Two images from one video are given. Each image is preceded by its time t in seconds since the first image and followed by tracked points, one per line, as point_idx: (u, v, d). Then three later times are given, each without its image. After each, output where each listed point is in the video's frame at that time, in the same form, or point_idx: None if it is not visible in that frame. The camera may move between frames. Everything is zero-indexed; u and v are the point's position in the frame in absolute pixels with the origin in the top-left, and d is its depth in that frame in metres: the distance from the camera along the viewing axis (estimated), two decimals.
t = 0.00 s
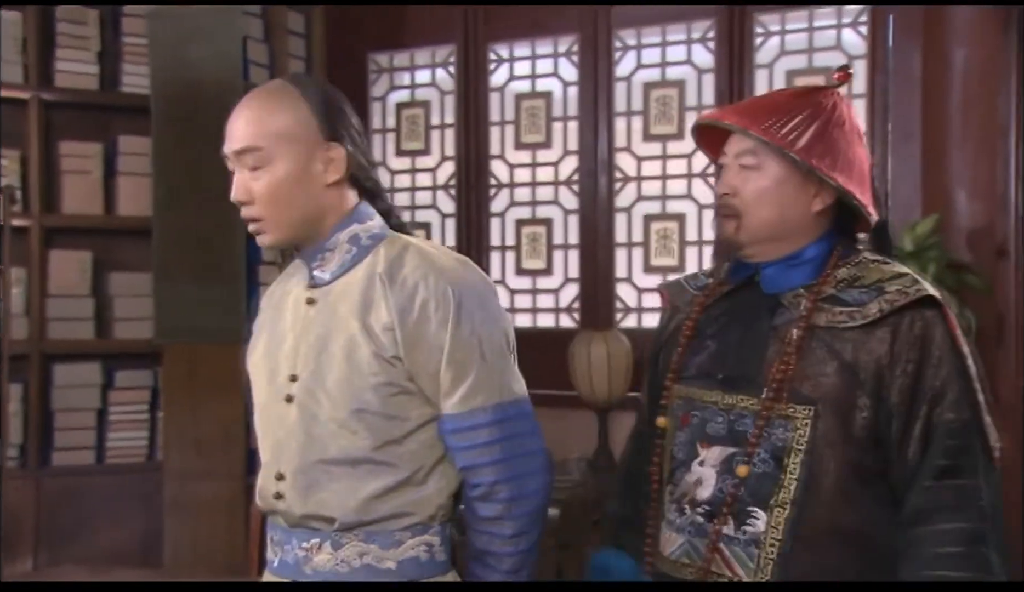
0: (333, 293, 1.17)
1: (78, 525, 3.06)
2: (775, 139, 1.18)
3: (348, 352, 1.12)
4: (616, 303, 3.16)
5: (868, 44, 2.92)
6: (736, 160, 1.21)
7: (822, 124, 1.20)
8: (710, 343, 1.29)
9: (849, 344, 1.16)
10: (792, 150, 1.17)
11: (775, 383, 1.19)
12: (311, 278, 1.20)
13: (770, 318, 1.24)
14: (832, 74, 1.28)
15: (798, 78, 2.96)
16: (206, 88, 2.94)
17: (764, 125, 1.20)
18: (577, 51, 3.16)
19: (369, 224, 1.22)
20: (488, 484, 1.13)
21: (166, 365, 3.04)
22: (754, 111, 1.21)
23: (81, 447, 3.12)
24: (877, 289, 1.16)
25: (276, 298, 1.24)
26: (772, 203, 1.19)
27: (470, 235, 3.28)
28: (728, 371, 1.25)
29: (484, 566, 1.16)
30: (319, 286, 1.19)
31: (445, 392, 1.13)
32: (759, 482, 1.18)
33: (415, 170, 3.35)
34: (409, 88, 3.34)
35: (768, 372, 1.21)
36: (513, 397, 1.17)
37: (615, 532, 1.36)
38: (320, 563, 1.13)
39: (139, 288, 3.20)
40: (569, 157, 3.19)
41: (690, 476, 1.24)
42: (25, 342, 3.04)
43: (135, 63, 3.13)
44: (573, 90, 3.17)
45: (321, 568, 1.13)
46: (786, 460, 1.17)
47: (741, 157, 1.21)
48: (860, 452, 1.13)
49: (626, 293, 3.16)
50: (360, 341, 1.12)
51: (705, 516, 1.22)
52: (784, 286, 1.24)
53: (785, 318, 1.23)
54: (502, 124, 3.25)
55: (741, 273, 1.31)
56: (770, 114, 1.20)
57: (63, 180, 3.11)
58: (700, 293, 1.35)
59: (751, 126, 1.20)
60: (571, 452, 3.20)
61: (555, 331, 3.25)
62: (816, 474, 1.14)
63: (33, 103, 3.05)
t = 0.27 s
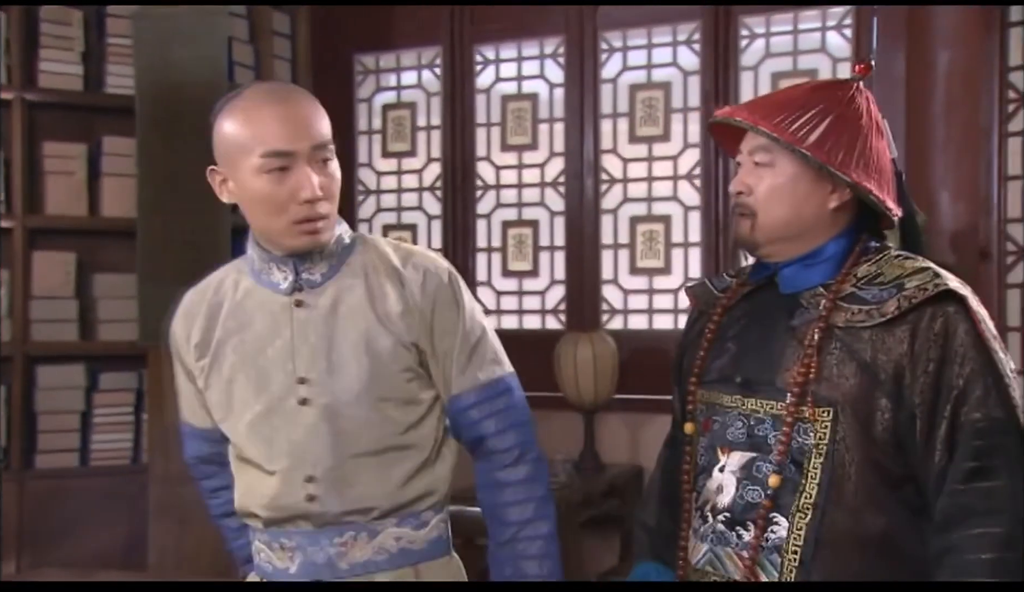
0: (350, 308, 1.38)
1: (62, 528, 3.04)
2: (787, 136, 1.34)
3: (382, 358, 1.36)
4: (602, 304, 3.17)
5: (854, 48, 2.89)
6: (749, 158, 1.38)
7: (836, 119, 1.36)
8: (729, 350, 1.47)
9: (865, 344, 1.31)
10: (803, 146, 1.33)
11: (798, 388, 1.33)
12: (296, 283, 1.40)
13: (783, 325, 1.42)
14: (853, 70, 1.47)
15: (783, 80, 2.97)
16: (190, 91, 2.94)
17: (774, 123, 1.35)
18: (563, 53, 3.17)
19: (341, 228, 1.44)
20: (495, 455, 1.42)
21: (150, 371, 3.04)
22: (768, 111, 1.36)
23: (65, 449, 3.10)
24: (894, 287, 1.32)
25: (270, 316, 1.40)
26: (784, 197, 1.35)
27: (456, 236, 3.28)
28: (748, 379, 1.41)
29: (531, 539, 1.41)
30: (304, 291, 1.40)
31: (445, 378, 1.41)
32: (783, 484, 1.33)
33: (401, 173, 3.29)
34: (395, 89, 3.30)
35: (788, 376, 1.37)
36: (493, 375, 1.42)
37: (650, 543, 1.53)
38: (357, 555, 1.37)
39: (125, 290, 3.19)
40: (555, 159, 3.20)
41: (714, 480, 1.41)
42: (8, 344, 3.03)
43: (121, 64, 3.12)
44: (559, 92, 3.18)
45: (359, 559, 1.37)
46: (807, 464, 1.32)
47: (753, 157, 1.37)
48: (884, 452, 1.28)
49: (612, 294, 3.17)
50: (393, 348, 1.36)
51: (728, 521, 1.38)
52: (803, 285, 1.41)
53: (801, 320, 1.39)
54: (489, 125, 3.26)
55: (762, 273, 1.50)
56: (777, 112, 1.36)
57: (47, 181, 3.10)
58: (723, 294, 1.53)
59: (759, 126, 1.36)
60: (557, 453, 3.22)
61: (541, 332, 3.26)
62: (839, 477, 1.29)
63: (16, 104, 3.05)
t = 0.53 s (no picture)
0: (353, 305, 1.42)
1: (48, 530, 3.02)
2: (771, 136, 1.34)
3: (389, 356, 1.40)
4: (591, 304, 3.18)
5: (841, 49, 2.93)
6: (733, 159, 1.38)
7: (819, 119, 1.36)
8: (714, 352, 1.47)
9: (850, 345, 1.32)
10: (786, 145, 1.33)
11: (784, 389, 1.34)
12: (302, 282, 1.41)
13: (767, 326, 1.43)
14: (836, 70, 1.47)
15: (771, 81, 2.97)
16: (183, 91, 2.94)
17: (758, 124, 1.35)
18: (552, 54, 3.17)
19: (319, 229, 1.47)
20: (474, 450, 1.52)
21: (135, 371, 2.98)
22: (752, 112, 1.37)
23: (51, 451, 3.09)
24: (878, 287, 1.33)
25: (267, 316, 1.38)
26: (769, 198, 1.35)
27: (444, 236, 3.28)
28: (733, 380, 1.42)
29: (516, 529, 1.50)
30: (308, 290, 1.41)
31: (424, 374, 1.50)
32: (768, 485, 1.33)
33: (389, 172, 3.35)
34: (383, 89, 3.33)
35: (774, 377, 1.37)
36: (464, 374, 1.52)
37: (632, 549, 1.54)
38: (382, 548, 1.38)
39: (112, 290, 3.17)
40: (544, 159, 3.20)
41: (698, 483, 1.41)
42: None
43: (106, 63, 3.11)
44: (547, 92, 3.18)
45: (383, 552, 1.38)
46: (793, 465, 1.32)
47: (737, 157, 1.38)
48: (869, 452, 1.28)
49: (600, 294, 3.18)
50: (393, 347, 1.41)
51: (713, 523, 1.38)
52: (788, 287, 1.42)
53: (786, 321, 1.40)
54: (477, 125, 3.25)
55: (746, 276, 1.51)
56: (761, 113, 1.36)
57: (33, 181, 3.08)
58: (708, 296, 1.54)
59: (743, 127, 1.36)
60: (546, 453, 3.22)
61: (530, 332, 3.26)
62: (824, 478, 1.29)
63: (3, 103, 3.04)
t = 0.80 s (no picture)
0: (347, 308, 1.41)
1: (40, 530, 3.01)
2: (750, 136, 1.34)
3: (377, 357, 1.41)
4: (583, 303, 3.18)
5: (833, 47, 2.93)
6: (713, 160, 1.39)
7: (798, 119, 1.36)
8: (698, 354, 1.47)
9: (833, 345, 1.32)
10: (766, 145, 1.33)
11: (770, 390, 1.34)
12: (303, 281, 1.38)
13: (751, 327, 1.43)
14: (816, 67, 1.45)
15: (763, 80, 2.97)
16: (173, 89, 2.93)
17: (738, 124, 1.35)
18: (544, 53, 3.17)
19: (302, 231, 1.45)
20: (429, 454, 1.52)
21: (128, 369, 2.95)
22: (731, 112, 1.37)
23: (42, 451, 3.08)
24: (861, 287, 1.33)
25: (270, 314, 1.33)
26: (749, 198, 1.35)
27: (437, 236, 3.28)
28: (718, 381, 1.42)
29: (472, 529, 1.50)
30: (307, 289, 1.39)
31: (402, 378, 1.50)
32: (755, 486, 1.33)
33: (381, 171, 3.34)
34: (375, 88, 3.33)
35: (760, 378, 1.37)
36: (424, 379, 1.52)
37: (616, 547, 1.54)
38: (378, 543, 1.36)
39: (103, 289, 3.17)
40: (536, 159, 3.20)
41: (684, 485, 1.41)
42: None
43: (97, 62, 3.10)
44: (539, 91, 3.18)
45: (380, 547, 1.36)
46: (779, 466, 1.32)
47: (718, 158, 1.38)
48: (853, 453, 1.29)
49: (592, 294, 3.18)
50: (380, 347, 1.42)
51: (699, 525, 1.38)
52: (770, 287, 1.42)
53: (769, 322, 1.40)
54: (469, 125, 3.25)
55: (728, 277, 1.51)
56: (741, 113, 1.37)
57: (23, 180, 3.07)
58: (691, 298, 1.54)
59: (723, 128, 1.36)
60: (538, 452, 3.22)
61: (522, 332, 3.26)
62: (810, 478, 1.30)
63: None
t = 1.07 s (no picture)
0: (352, 307, 1.42)
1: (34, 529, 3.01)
2: (738, 137, 1.34)
3: (377, 354, 1.41)
4: (577, 301, 3.18)
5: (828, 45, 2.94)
6: (702, 159, 1.39)
7: (786, 118, 1.36)
8: (689, 353, 1.47)
9: (822, 345, 1.32)
10: (753, 146, 1.33)
11: (758, 390, 1.34)
12: (310, 276, 1.38)
13: (739, 327, 1.43)
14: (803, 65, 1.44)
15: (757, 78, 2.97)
16: (166, 89, 2.93)
17: (725, 124, 1.36)
18: (538, 51, 3.17)
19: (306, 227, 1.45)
20: (414, 458, 1.52)
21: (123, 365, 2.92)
22: (719, 112, 1.37)
23: (36, 449, 3.07)
24: (848, 286, 1.33)
25: (278, 307, 1.33)
26: (738, 197, 1.36)
27: (432, 234, 3.28)
28: (707, 381, 1.42)
29: (451, 531, 1.52)
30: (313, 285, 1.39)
31: (396, 378, 1.50)
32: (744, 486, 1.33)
33: (376, 169, 3.34)
34: (370, 86, 3.33)
35: (748, 378, 1.38)
36: (414, 382, 1.52)
37: (610, 546, 1.53)
38: (371, 540, 1.35)
39: (97, 287, 3.16)
40: (531, 157, 3.20)
41: (674, 484, 1.41)
42: None
43: (91, 59, 3.10)
44: (534, 89, 3.18)
45: (373, 544, 1.36)
46: (767, 466, 1.32)
47: (706, 159, 1.38)
48: (842, 452, 1.29)
49: (587, 292, 3.18)
50: (381, 346, 1.43)
51: (688, 524, 1.38)
52: (759, 286, 1.42)
53: (758, 322, 1.41)
54: (464, 123, 3.25)
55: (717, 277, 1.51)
56: (729, 113, 1.37)
57: (17, 178, 3.06)
58: (680, 297, 1.54)
59: (710, 128, 1.36)
60: (533, 451, 3.22)
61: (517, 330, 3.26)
62: (798, 478, 1.30)
63: None
